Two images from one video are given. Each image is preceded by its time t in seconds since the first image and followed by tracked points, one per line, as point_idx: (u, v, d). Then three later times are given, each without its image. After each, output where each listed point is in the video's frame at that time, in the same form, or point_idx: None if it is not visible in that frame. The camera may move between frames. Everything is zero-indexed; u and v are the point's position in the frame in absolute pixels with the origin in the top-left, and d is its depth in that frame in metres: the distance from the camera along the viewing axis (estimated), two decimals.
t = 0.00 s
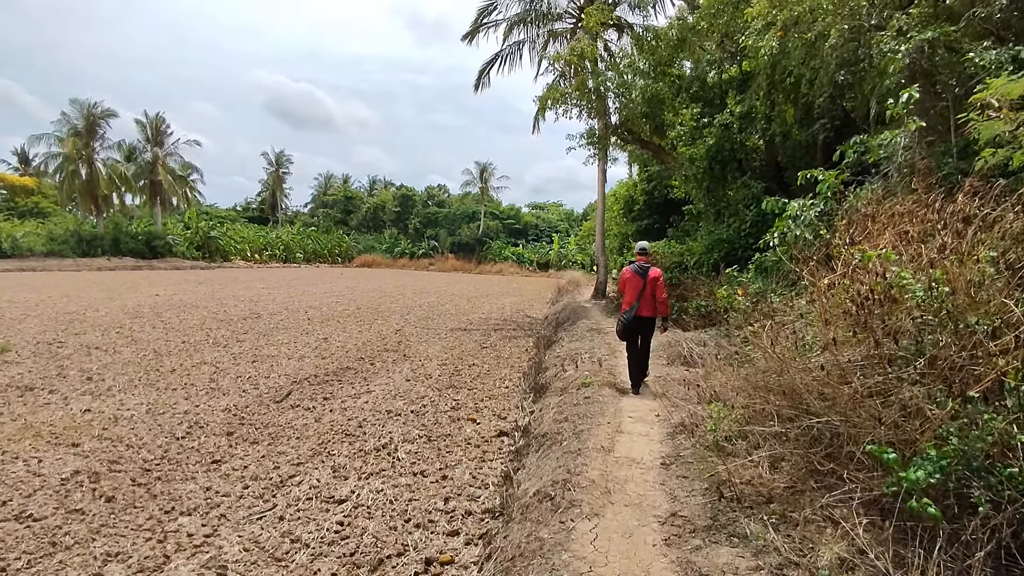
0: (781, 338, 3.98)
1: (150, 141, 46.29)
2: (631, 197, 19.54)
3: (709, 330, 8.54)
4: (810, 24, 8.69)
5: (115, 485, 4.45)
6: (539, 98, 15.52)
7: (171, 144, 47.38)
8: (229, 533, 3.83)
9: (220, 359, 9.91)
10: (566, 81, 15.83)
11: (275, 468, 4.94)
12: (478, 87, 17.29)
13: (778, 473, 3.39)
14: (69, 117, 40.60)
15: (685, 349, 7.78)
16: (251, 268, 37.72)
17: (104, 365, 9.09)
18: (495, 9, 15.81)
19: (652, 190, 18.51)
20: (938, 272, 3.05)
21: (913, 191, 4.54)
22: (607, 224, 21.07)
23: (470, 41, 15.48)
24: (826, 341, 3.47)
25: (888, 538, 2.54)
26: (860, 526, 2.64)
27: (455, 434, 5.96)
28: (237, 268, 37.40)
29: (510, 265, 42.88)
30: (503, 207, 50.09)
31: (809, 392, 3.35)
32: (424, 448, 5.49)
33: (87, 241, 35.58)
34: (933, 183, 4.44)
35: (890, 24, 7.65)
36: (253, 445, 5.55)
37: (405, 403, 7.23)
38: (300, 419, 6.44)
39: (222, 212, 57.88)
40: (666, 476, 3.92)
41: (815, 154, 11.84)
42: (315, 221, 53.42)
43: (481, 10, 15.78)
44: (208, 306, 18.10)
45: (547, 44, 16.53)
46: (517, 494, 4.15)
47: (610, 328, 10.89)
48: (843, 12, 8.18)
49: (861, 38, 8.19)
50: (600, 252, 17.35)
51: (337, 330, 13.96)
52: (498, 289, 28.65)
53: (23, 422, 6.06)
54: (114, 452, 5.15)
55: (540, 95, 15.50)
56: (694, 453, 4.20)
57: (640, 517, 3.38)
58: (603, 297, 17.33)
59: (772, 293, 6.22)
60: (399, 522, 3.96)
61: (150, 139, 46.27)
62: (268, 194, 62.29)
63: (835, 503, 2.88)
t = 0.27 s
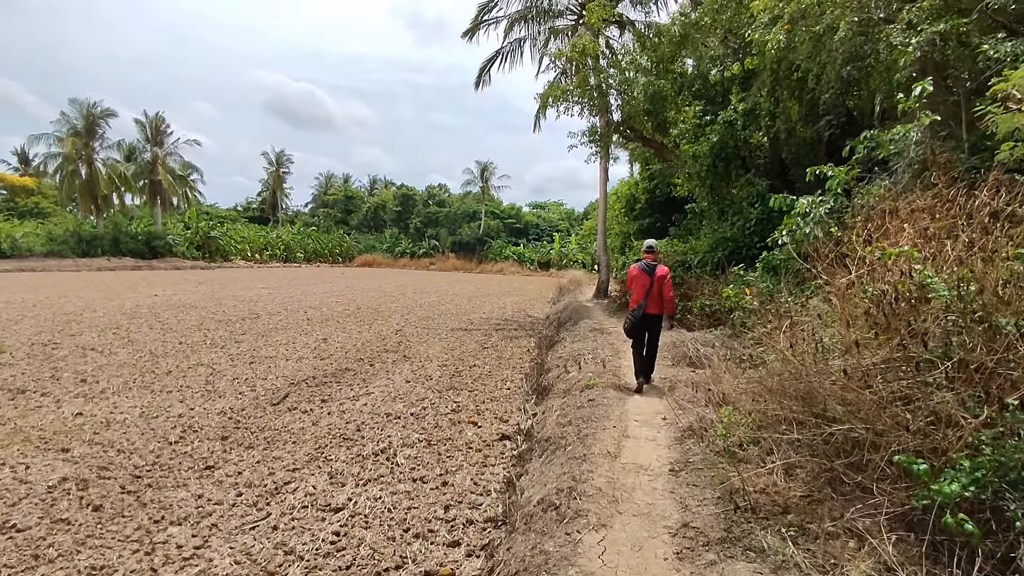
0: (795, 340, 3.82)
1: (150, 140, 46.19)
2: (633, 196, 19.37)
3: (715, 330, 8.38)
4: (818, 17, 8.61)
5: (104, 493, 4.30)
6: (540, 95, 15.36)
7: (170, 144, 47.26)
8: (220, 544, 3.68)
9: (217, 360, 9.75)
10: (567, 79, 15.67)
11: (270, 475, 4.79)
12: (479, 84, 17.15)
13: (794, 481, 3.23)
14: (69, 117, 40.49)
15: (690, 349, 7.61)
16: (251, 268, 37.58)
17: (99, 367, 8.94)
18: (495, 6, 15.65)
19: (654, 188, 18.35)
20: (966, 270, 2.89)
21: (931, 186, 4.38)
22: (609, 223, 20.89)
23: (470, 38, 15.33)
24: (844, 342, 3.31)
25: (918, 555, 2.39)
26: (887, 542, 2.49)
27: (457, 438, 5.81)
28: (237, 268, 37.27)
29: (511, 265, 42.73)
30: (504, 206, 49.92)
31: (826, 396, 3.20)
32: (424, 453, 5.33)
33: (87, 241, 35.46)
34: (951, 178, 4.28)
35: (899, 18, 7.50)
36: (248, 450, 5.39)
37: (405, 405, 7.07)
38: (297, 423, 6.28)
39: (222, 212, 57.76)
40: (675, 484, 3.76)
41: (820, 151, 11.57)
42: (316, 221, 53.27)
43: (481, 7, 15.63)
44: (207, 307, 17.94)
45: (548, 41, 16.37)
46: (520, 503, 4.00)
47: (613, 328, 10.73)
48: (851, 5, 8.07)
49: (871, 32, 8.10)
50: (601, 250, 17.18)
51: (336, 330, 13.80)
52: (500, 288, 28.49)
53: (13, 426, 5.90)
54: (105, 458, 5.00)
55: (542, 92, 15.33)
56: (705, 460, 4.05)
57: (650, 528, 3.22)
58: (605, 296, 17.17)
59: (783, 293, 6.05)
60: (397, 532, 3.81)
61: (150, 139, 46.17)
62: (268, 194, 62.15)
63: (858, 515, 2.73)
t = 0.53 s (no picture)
0: (808, 343, 3.69)
1: (149, 141, 46.04)
2: (634, 196, 19.25)
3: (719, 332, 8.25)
4: (825, 12, 8.51)
5: (93, 505, 4.17)
6: (540, 94, 15.22)
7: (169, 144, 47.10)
8: (212, 559, 3.55)
9: (213, 363, 9.61)
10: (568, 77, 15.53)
11: (264, 484, 4.65)
12: (478, 83, 17.02)
13: (809, 493, 3.10)
14: (67, 118, 40.34)
15: (695, 351, 7.48)
16: (250, 269, 37.43)
17: (93, 371, 8.79)
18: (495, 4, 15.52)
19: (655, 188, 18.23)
20: (991, 273, 2.76)
21: (946, 185, 4.26)
22: (609, 223, 20.76)
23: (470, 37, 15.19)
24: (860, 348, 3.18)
25: None
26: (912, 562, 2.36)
27: (457, 444, 5.67)
28: (237, 269, 37.14)
29: (511, 265, 42.60)
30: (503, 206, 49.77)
31: (843, 404, 3.07)
32: (424, 460, 5.20)
33: (86, 242, 35.31)
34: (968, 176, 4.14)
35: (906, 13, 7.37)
36: (243, 457, 5.25)
37: (404, 410, 6.94)
38: (293, 429, 6.15)
39: (221, 213, 57.60)
40: (684, 495, 3.63)
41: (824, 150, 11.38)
42: (315, 221, 53.12)
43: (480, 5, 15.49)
44: (205, 308, 17.79)
45: (548, 39, 16.22)
46: (523, 515, 3.86)
47: (615, 330, 10.60)
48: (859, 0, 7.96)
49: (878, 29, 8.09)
50: (602, 251, 17.05)
51: (335, 332, 13.66)
52: (500, 289, 28.34)
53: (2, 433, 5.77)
54: (95, 467, 4.86)
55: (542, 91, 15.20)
56: (713, 469, 3.92)
57: (659, 543, 3.09)
58: (606, 297, 17.03)
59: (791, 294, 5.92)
60: (395, 546, 3.67)
61: (148, 139, 46.02)
62: (267, 195, 61.98)
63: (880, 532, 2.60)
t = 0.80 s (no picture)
0: (814, 345, 3.59)
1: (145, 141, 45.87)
2: (632, 195, 19.15)
3: (720, 333, 8.15)
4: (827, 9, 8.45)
5: (77, 512, 4.05)
6: (538, 93, 15.11)
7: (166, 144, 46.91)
8: (199, 570, 3.44)
9: (208, 365, 9.48)
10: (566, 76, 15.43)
11: (255, 490, 4.53)
12: (476, 82, 16.91)
13: (816, 501, 3.01)
14: (63, 118, 40.16)
15: (695, 352, 7.38)
16: (248, 269, 37.27)
17: (84, 373, 8.66)
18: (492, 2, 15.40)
19: (653, 187, 18.14)
20: (1003, 270, 2.67)
21: (954, 182, 4.16)
22: (608, 223, 20.66)
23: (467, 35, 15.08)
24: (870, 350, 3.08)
25: None
26: None
27: (454, 447, 5.57)
28: (234, 269, 37.02)
29: (510, 265, 42.51)
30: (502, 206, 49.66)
31: (852, 408, 2.96)
32: (420, 464, 5.09)
33: (82, 242, 35.14)
34: (976, 173, 4.05)
35: (909, 10, 7.27)
36: (234, 462, 5.13)
37: (400, 412, 6.82)
38: (287, 432, 6.03)
39: (219, 213, 57.42)
40: (686, 501, 3.53)
41: (824, 148, 11.37)
42: (313, 221, 52.97)
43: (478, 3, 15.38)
44: (200, 309, 17.64)
45: (546, 38, 16.09)
46: (520, 522, 3.76)
47: (614, 330, 10.50)
48: None
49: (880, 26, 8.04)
50: (601, 250, 16.94)
51: (331, 333, 13.53)
52: (498, 289, 28.23)
53: None
54: (82, 472, 4.75)
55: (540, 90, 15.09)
56: (717, 474, 3.82)
57: (660, 553, 3.00)
58: (604, 297, 16.93)
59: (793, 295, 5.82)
60: (388, 554, 3.56)
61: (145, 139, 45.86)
62: (265, 195, 61.80)
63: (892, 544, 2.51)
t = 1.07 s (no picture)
0: (816, 347, 3.47)
1: (140, 139, 45.61)
2: (629, 195, 19.04)
3: (718, 333, 8.02)
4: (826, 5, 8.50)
5: (52, 519, 3.91)
6: (535, 91, 14.98)
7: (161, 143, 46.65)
8: None
9: (197, 366, 9.32)
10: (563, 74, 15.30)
11: (239, 495, 4.39)
12: (472, 80, 16.79)
13: (819, 509, 2.89)
14: (58, 116, 39.90)
15: (692, 353, 7.25)
16: (243, 268, 37.07)
17: (70, 374, 8.49)
18: None
19: (650, 186, 18.02)
20: (1016, 270, 2.55)
21: (960, 180, 4.04)
22: (605, 222, 20.55)
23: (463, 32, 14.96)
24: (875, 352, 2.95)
25: None
26: None
27: (445, 451, 5.42)
28: (230, 268, 36.82)
29: (507, 265, 42.38)
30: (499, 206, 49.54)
31: (856, 412, 2.84)
32: (410, 468, 4.95)
33: (76, 241, 34.91)
34: (982, 170, 3.94)
35: (910, 8, 7.12)
36: (219, 466, 4.99)
37: (391, 414, 6.68)
38: (275, 435, 5.89)
39: (215, 212, 57.17)
40: (683, 508, 3.40)
41: (823, 147, 11.30)
42: (309, 220, 52.75)
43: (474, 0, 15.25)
44: (193, 309, 17.46)
45: (543, 36, 15.95)
46: (511, 530, 3.62)
47: (610, 331, 10.37)
48: None
49: (880, 21, 7.94)
50: (598, 250, 16.81)
51: (325, 333, 13.38)
52: (495, 289, 28.09)
53: None
54: (60, 477, 4.60)
55: (536, 88, 14.96)
56: (715, 480, 3.68)
57: (656, 565, 2.86)
58: (601, 297, 16.81)
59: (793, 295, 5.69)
60: (373, 565, 3.43)
61: (140, 138, 45.60)
62: (261, 194, 61.55)
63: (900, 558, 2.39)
